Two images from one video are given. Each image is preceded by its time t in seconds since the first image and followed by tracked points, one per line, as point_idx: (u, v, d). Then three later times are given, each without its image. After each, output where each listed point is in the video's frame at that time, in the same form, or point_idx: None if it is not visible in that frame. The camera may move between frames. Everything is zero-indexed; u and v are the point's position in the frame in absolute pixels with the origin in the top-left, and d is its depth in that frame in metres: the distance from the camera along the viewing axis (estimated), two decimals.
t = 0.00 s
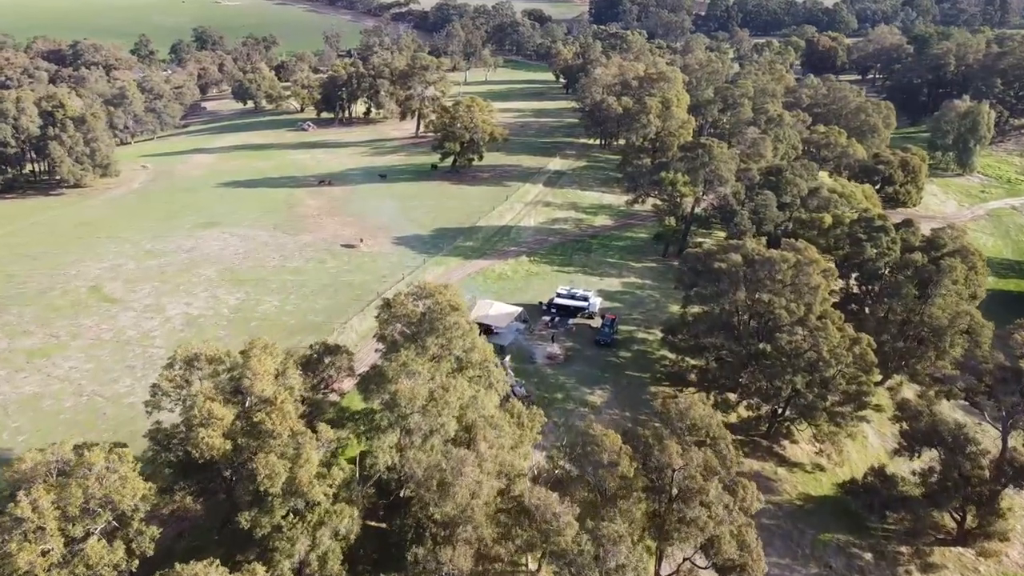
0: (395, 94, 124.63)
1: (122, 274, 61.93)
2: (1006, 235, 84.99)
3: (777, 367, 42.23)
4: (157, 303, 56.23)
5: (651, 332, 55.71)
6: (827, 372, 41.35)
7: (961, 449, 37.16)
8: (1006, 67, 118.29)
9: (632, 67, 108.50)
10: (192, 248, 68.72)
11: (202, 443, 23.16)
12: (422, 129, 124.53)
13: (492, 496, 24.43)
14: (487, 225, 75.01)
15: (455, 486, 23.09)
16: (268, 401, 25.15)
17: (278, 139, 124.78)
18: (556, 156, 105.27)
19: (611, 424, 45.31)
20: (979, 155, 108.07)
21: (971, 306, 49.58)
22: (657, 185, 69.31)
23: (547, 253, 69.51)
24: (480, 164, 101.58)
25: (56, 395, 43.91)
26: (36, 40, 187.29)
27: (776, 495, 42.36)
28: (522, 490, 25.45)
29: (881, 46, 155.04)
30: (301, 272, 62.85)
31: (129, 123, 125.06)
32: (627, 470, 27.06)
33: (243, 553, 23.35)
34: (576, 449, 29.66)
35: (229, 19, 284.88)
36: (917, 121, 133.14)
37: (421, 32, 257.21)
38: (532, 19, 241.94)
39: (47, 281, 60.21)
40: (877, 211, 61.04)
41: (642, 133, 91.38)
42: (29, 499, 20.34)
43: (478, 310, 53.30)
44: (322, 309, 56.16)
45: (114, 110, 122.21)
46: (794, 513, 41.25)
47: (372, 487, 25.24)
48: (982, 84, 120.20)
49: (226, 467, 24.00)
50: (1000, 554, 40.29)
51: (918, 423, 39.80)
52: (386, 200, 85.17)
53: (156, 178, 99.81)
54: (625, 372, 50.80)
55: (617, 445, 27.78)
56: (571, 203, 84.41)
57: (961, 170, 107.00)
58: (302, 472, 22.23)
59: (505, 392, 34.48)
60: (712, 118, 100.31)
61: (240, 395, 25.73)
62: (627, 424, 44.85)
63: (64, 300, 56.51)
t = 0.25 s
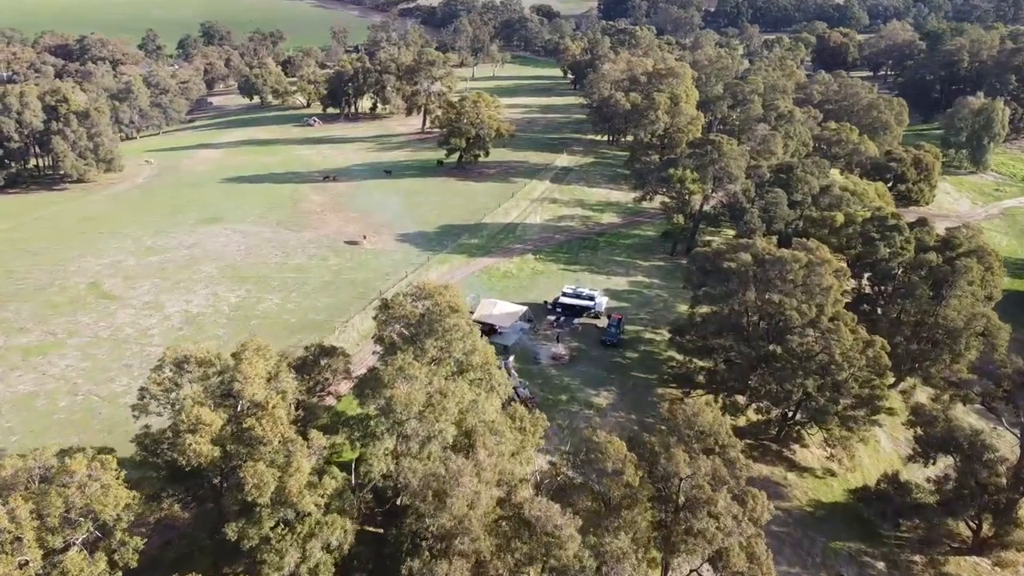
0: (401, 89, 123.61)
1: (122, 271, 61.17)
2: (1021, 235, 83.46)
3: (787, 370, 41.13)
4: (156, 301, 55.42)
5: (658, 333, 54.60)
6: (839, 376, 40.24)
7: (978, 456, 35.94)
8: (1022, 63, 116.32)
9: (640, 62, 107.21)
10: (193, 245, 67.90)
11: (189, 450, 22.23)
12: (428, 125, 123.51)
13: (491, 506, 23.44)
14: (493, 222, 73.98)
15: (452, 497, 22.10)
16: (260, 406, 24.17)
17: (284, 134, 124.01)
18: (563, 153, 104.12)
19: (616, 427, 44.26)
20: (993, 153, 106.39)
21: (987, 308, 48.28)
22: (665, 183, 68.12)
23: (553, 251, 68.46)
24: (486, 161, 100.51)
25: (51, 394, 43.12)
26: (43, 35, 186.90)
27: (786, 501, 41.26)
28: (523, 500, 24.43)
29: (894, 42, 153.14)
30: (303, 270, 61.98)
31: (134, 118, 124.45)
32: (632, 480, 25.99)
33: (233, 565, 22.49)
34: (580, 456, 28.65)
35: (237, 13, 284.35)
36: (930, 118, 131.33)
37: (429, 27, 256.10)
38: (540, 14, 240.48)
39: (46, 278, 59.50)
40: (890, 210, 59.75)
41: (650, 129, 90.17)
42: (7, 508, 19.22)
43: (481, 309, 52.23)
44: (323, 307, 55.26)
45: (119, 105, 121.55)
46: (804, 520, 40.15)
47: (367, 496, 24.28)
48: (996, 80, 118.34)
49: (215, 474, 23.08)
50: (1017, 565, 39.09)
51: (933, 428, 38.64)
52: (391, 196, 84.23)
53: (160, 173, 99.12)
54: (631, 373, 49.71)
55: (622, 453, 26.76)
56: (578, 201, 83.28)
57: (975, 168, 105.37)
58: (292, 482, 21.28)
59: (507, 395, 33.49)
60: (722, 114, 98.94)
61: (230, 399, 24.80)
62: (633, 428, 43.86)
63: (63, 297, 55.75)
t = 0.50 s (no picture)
0: (409, 80, 122.48)
1: (124, 263, 60.48)
2: None
3: (800, 369, 40.03)
4: (157, 294, 54.68)
5: (667, 329, 53.48)
6: (853, 376, 39.11)
7: (998, 460, 34.40)
8: None
9: (651, 53, 105.69)
10: (196, 237, 67.16)
11: (176, 453, 21.36)
12: (436, 117, 122.43)
13: (490, 513, 22.51)
14: (500, 215, 72.92)
15: (450, 504, 21.16)
16: (252, 407, 23.26)
17: (291, 125, 123.18)
18: (572, 145, 102.87)
19: (623, 426, 43.29)
20: (1010, 146, 104.50)
21: (1006, 306, 46.89)
22: (675, 176, 66.90)
23: (560, 245, 67.37)
24: (494, 152, 99.38)
25: (47, 388, 42.42)
26: (52, 25, 186.57)
27: (797, 504, 40.23)
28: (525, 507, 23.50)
29: (909, 33, 150.94)
30: (306, 263, 61.13)
31: (141, 109, 123.82)
32: (639, 485, 24.96)
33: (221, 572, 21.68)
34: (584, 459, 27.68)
35: (246, 4, 283.51)
36: (945, 111, 129.34)
37: (439, 18, 254.64)
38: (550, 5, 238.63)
39: (48, 270, 58.87)
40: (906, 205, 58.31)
41: (660, 121, 88.80)
42: None
43: (487, 304, 51.18)
44: (327, 301, 54.40)
45: (126, 95, 120.92)
46: (815, 524, 39.10)
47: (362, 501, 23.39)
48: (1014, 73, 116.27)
49: (204, 478, 22.24)
50: None
51: (949, 431, 37.43)
52: (397, 189, 83.26)
53: (166, 164, 98.47)
54: (639, 371, 48.64)
55: (628, 457, 25.77)
56: (586, 193, 82.09)
57: (991, 162, 103.54)
58: (283, 488, 20.38)
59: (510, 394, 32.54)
60: (733, 107, 97.46)
61: (221, 399, 23.90)
62: (640, 428, 42.92)
63: (63, 289, 55.09)
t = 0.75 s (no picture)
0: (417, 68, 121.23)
1: (125, 252, 59.79)
2: None
3: (812, 366, 38.91)
4: (158, 284, 53.97)
5: (676, 323, 52.39)
6: (867, 373, 37.98)
7: (1017, 462, 33.13)
8: None
9: (662, 41, 104.00)
10: (200, 226, 66.44)
11: (163, 454, 20.52)
12: (444, 105, 121.25)
13: (490, 519, 21.57)
14: (507, 205, 71.81)
15: (446, 510, 20.22)
16: (243, 405, 22.39)
17: (298, 113, 122.25)
18: (581, 134, 101.55)
19: (631, 423, 42.34)
20: None
21: None
22: (685, 166, 65.65)
23: (568, 236, 66.28)
24: (502, 141, 98.20)
25: (44, 380, 41.75)
26: (61, 12, 185.95)
27: (808, 504, 39.20)
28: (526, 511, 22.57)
29: (925, 22, 148.41)
30: (310, 253, 60.32)
31: (147, 96, 123.07)
32: (645, 489, 23.94)
33: None
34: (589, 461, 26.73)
35: None
36: (961, 101, 127.19)
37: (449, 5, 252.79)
38: None
39: (49, 259, 58.22)
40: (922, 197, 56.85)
41: (671, 111, 87.36)
42: None
43: (492, 296, 50.30)
44: (330, 292, 53.54)
45: (133, 82, 120.18)
46: (827, 525, 38.08)
47: (357, 504, 22.52)
48: None
49: (192, 479, 21.42)
50: None
51: (967, 431, 36.23)
52: (403, 178, 82.26)
53: (172, 152, 97.78)
54: (647, 366, 47.62)
55: (634, 460, 24.78)
56: (595, 183, 80.84)
57: (1008, 153, 101.66)
58: (272, 492, 19.50)
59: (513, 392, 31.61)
60: (745, 96, 95.91)
61: (211, 396, 23.05)
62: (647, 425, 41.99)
63: (64, 279, 54.44)
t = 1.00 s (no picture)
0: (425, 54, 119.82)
1: (127, 240, 59.09)
2: None
3: (826, 362, 37.75)
4: (159, 272, 53.22)
5: (685, 315, 51.26)
6: (883, 370, 36.80)
7: None
8: None
9: (674, 27, 102.23)
10: (203, 213, 65.64)
11: (147, 454, 19.68)
12: (452, 92, 119.90)
13: (488, 524, 20.61)
14: (514, 194, 70.69)
15: (442, 516, 19.26)
16: (232, 402, 21.48)
17: (305, 99, 121.18)
18: (591, 121, 100.12)
19: (638, 418, 41.42)
20: None
21: None
22: (697, 155, 64.31)
23: (575, 225, 65.13)
24: (510, 129, 96.90)
25: (41, 370, 41.05)
26: None
27: (819, 503, 38.17)
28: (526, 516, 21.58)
29: (942, 8, 145.70)
30: (313, 241, 59.42)
31: (154, 82, 122.21)
32: (652, 493, 22.93)
33: None
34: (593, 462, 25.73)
35: None
36: (978, 90, 124.87)
37: None
38: None
39: (50, 246, 57.55)
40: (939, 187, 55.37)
41: (682, 98, 85.82)
42: None
43: (498, 286, 49.35)
44: (333, 282, 52.68)
45: (139, 68, 119.27)
46: (838, 525, 37.05)
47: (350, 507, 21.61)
48: None
49: (179, 480, 20.57)
50: None
51: (985, 431, 35.01)
52: (409, 165, 81.17)
53: (177, 138, 96.97)
54: (655, 359, 46.59)
55: (640, 462, 23.77)
56: (604, 172, 79.58)
57: None
58: (260, 496, 18.60)
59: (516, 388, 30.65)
60: (758, 83, 94.21)
61: (200, 393, 22.17)
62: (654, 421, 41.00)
63: (64, 267, 53.74)
